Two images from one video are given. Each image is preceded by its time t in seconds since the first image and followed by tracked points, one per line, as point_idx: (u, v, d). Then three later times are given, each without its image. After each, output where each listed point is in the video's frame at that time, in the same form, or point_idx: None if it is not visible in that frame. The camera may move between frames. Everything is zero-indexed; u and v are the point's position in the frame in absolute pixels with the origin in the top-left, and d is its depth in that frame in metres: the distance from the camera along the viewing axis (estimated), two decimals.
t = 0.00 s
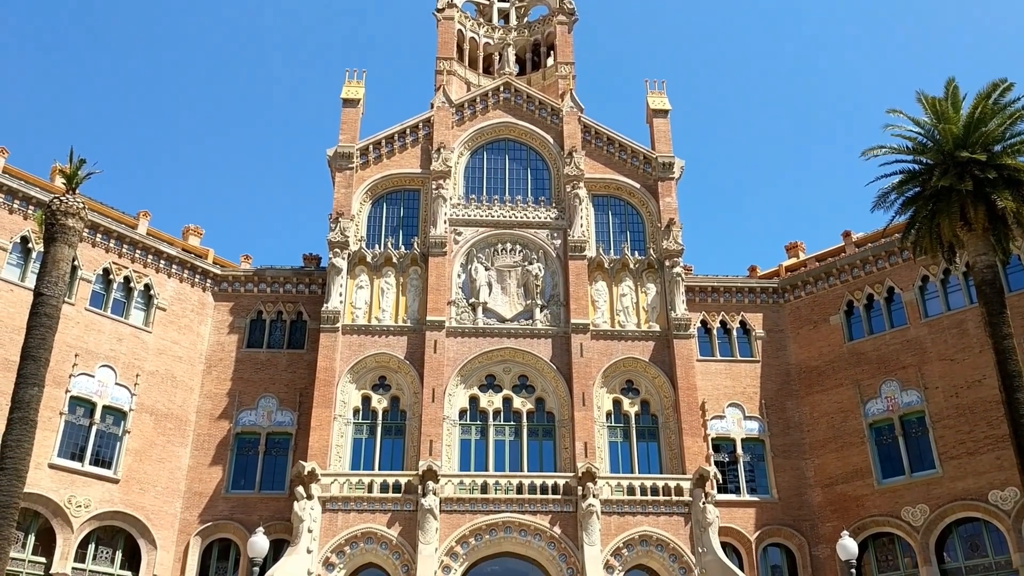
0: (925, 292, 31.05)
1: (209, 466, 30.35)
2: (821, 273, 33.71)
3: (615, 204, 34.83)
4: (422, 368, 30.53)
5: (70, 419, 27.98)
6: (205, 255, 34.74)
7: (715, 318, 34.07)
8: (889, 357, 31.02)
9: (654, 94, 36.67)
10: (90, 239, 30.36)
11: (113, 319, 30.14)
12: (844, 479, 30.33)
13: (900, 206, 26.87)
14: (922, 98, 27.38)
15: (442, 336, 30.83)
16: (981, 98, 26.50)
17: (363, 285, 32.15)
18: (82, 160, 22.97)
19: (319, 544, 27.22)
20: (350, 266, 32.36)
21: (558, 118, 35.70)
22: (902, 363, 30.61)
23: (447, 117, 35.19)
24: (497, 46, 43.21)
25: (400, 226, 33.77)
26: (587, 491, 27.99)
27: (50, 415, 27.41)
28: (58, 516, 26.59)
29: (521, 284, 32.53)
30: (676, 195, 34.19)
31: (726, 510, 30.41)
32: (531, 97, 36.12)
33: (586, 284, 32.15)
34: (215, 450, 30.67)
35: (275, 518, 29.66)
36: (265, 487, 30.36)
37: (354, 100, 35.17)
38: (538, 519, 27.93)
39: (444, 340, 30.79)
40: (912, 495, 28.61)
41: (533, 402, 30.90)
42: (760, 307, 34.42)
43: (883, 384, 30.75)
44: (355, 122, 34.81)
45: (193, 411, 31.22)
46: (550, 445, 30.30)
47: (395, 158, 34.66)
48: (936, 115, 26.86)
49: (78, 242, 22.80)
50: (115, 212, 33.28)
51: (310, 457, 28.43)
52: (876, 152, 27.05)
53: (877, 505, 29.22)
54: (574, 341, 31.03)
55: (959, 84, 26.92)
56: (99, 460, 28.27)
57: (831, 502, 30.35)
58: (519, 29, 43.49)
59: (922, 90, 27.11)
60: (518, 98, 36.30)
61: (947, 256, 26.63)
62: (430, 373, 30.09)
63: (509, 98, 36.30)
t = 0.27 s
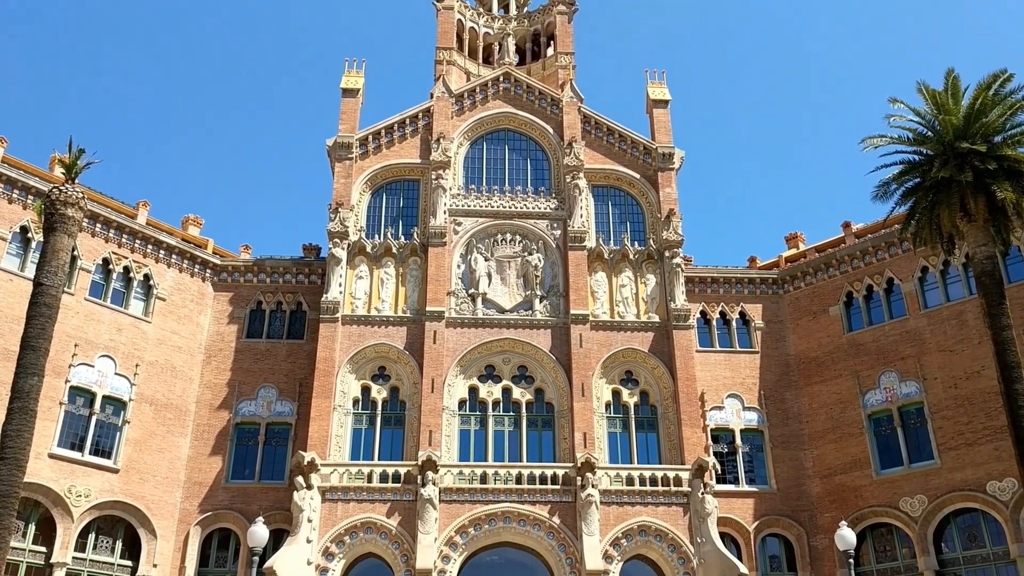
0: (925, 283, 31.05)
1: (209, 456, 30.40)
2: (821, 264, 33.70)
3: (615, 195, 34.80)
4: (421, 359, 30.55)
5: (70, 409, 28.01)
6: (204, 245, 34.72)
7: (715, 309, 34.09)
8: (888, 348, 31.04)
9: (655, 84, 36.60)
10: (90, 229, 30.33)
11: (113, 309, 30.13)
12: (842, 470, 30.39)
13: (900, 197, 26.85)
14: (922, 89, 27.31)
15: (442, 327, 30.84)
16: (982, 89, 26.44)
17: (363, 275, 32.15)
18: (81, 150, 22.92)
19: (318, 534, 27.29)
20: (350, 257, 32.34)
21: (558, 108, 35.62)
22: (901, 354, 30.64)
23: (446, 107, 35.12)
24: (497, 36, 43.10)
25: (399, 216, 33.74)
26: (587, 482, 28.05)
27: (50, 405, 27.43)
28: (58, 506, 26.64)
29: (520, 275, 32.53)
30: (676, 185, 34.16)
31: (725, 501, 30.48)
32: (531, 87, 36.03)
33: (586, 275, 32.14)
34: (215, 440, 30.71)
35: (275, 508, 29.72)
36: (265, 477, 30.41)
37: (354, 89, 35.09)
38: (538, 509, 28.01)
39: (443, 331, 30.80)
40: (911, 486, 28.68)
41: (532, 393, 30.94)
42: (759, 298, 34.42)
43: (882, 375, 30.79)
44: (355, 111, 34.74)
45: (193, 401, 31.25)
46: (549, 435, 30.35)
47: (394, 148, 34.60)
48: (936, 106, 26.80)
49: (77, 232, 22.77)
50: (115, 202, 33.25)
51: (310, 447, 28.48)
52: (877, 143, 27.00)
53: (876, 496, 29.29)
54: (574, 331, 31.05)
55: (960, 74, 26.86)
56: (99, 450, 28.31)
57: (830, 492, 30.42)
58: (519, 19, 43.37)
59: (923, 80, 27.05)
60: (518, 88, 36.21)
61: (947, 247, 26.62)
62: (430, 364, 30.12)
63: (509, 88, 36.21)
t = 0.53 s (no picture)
0: (924, 274, 31.05)
1: (209, 445, 30.45)
2: (821, 254, 33.68)
3: (615, 185, 34.76)
4: (421, 349, 30.57)
5: (69, 398, 28.04)
6: (204, 235, 34.68)
7: (714, 299, 34.09)
8: (887, 339, 31.06)
9: (655, 74, 36.51)
10: (89, 219, 30.30)
11: (113, 298, 30.13)
12: (841, 460, 30.45)
13: (900, 187, 26.83)
14: (923, 78, 27.25)
15: (441, 317, 30.85)
16: (983, 79, 26.38)
17: (363, 265, 32.14)
18: (81, 139, 22.87)
19: (318, 523, 27.37)
20: (349, 247, 32.32)
21: (559, 98, 35.54)
22: (900, 345, 30.65)
23: (446, 97, 35.03)
24: (497, 25, 42.98)
25: (399, 206, 33.72)
26: (586, 471, 28.10)
27: (50, 394, 27.46)
28: (58, 494, 26.70)
29: (520, 265, 32.53)
30: (676, 176, 34.11)
31: (723, 491, 30.55)
32: (532, 77, 35.94)
33: (585, 265, 32.14)
34: (215, 429, 30.76)
35: (275, 497, 29.79)
36: (264, 466, 30.47)
37: (353, 79, 35.01)
38: (537, 498, 28.07)
39: (443, 321, 30.81)
40: (909, 476, 28.74)
41: (531, 383, 30.97)
42: (759, 289, 34.42)
43: (882, 366, 30.81)
44: (354, 101, 34.67)
45: (193, 390, 31.28)
46: (549, 425, 30.39)
47: (394, 138, 34.53)
48: (937, 96, 26.74)
49: (77, 221, 22.75)
50: (114, 192, 33.19)
51: (310, 437, 28.51)
52: (877, 132, 26.96)
53: (874, 486, 29.35)
54: (573, 322, 31.07)
55: (961, 64, 26.80)
56: (99, 439, 28.34)
57: (829, 482, 30.49)
58: (519, 9, 43.25)
59: (924, 70, 26.99)
60: (518, 78, 36.12)
61: (947, 237, 26.61)
62: (429, 354, 30.13)
63: (509, 78, 36.12)
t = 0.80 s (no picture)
0: (924, 265, 31.04)
1: (208, 435, 30.49)
2: (821, 245, 33.66)
3: (615, 175, 34.72)
4: (421, 339, 30.59)
5: (69, 388, 28.06)
6: (203, 225, 34.65)
7: (714, 290, 34.10)
8: (887, 329, 31.07)
9: (655, 64, 36.42)
10: (88, 208, 30.27)
11: (112, 288, 30.12)
12: (840, 450, 30.50)
13: (900, 178, 26.80)
14: (923, 69, 27.18)
15: (441, 307, 30.85)
16: (983, 69, 26.32)
17: (362, 255, 32.13)
18: (79, 129, 22.81)
19: (318, 513, 27.43)
20: (349, 237, 32.31)
21: (558, 88, 35.47)
22: (900, 336, 30.67)
23: (446, 87, 34.95)
24: (497, 15, 42.87)
25: (398, 196, 33.69)
26: (585, 461, 28.14)
27: (50, 383, 27.48)
28: (58, 484, 26.74)
29: (520, 255, 32.52)
30: (676, 166, 34.06)
31: (722, 481, 30.62)
32: (531, 67, 35.86)
33: (585, 256, 32.13)
34: (215, 419, 30.79)
35: (275, 487, 29.84)
36: (264, 456, 30.52)
37: (353, 69, 34.93)
38: (536, 488, 28.13)
39: (442, 312, 30.81)
40: (908, 466, 28.80)
41: (531, 373, 31.00)
42: (759, 279, 34.42)
43: (881, 356, 30.84)
44: (354, 91, 34.60)
45: (193, 380, 31.31)
46: (548, 415, 30.43)
47: (394, 128, 34.48)
48: (937, 86, 26.67)
49: (76, 211, 22.72)
50: (113, 182, 33.14)
51: (310, 427, 28.55)
52: (877, 123, 26.91)
53: (873, 476, 29.40)
54: (573, 312, 31.08)
55: (961, 54, 26.73)
56: (98, 429, 28.38)
57: (827, 473, 30.54)
58: None
59: (924, 60, 26.92)
60: (518, 67, 36.04)
61: (946, 228, 26.59)
62: (429, 344, 30.15)
63: (509, 68, 36.04)
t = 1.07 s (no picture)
0: (924, 255, 31.04)
1: (208, 424, 30.53)
2: (821, 235, 33.64)
3: (615, 164, 34.68)
4: (420, 328, 30.60)
5: (69, 377, 28.08)
6: (203, 214, 34.61)
7: (713, 280, 34.10)
8: (886, 319, 31.08)
9: (655, 53, 36.33)
10: (87, 197, 30.22)
11: (112, 277, 30.10)
12: (839, 440, 30.56)
13: (900, 167, 26.76)
14: (924, 58, 27.10)
15: (440, 296, 30.85)
16: (984, 59, 26.25)
17: (362, 244, 32.11)
18: (78, 117, 22.74)
19: (318, 501, 27.49)
20: (348, 226, 32.28)
21: (558, 77, 35.38)
22: (899, 326, 30.69)
23: (446, 75, 34.85)
24: (497, 3, 42.73)
25: (398, 185, 33.65)
26: (584, 451, 28.19)
27: (49, 372, 27.48)
28: (59, 472, 26.78)
29: (519, 245, 32.51)
30: (676, 156, 34.01)
31: (721, 470, 30.68)
32: (531, 56, 35.75)
33: (584, 245, 32.11)
34: (215, 408, 30.83)
35: (275, 475, 29.90)
36: (264, 445, 30.57)
37: (352, 57, 34.83)
38: (536, 477, 28.18)
39: (442, 301, 30.81)
40: (906, 456, 28.86)
41: (530, 362, 31.03)
42: (758, 269, 34.41)
43: (880, 346, 30.86)
44: (353, 80, 34.51)
45: (192, 369, 31.33)
46: (548, 404, 30.47)
47: (393, 117, 34.40)
48: (938, 75, 26.60)
49: (75, 200, 22.68)
50: (112, 171, 33.08)
51: (310, 416, 28.59)
52: (877, 112, 26.86)
53: (872, 466, 29.47)
54: (572, 301, 31.09)
55: (962, 43, 26.65)
56: (98, 417, 28.41)
57: (826, 462, 30.61)
58: None
59: (925, 50, 26.84)
60: (517, 56, 35.93)
61: (946, 218, 26.57)
62: (429, 333, 30.16)
63: (508, 56, 35.93)
